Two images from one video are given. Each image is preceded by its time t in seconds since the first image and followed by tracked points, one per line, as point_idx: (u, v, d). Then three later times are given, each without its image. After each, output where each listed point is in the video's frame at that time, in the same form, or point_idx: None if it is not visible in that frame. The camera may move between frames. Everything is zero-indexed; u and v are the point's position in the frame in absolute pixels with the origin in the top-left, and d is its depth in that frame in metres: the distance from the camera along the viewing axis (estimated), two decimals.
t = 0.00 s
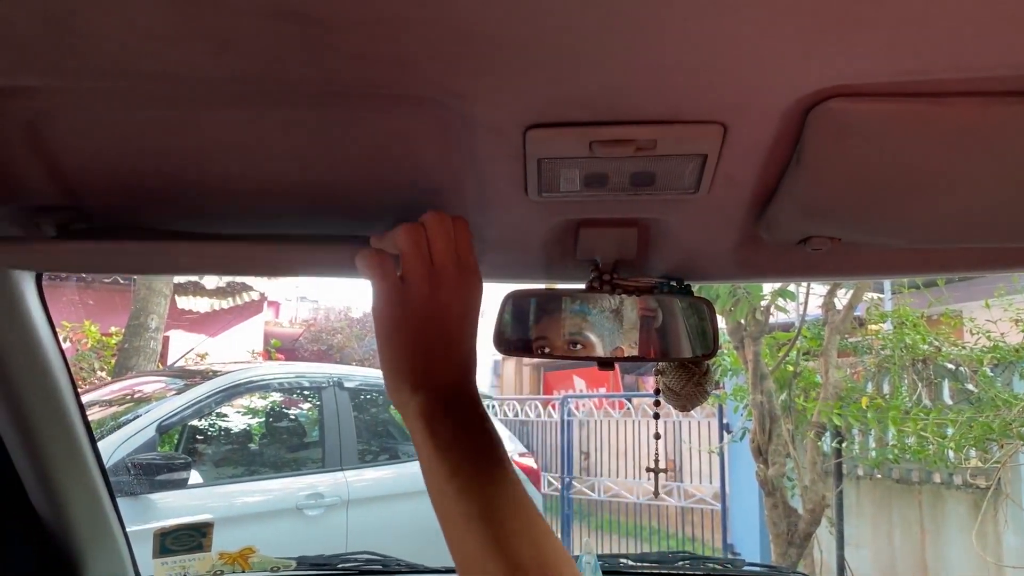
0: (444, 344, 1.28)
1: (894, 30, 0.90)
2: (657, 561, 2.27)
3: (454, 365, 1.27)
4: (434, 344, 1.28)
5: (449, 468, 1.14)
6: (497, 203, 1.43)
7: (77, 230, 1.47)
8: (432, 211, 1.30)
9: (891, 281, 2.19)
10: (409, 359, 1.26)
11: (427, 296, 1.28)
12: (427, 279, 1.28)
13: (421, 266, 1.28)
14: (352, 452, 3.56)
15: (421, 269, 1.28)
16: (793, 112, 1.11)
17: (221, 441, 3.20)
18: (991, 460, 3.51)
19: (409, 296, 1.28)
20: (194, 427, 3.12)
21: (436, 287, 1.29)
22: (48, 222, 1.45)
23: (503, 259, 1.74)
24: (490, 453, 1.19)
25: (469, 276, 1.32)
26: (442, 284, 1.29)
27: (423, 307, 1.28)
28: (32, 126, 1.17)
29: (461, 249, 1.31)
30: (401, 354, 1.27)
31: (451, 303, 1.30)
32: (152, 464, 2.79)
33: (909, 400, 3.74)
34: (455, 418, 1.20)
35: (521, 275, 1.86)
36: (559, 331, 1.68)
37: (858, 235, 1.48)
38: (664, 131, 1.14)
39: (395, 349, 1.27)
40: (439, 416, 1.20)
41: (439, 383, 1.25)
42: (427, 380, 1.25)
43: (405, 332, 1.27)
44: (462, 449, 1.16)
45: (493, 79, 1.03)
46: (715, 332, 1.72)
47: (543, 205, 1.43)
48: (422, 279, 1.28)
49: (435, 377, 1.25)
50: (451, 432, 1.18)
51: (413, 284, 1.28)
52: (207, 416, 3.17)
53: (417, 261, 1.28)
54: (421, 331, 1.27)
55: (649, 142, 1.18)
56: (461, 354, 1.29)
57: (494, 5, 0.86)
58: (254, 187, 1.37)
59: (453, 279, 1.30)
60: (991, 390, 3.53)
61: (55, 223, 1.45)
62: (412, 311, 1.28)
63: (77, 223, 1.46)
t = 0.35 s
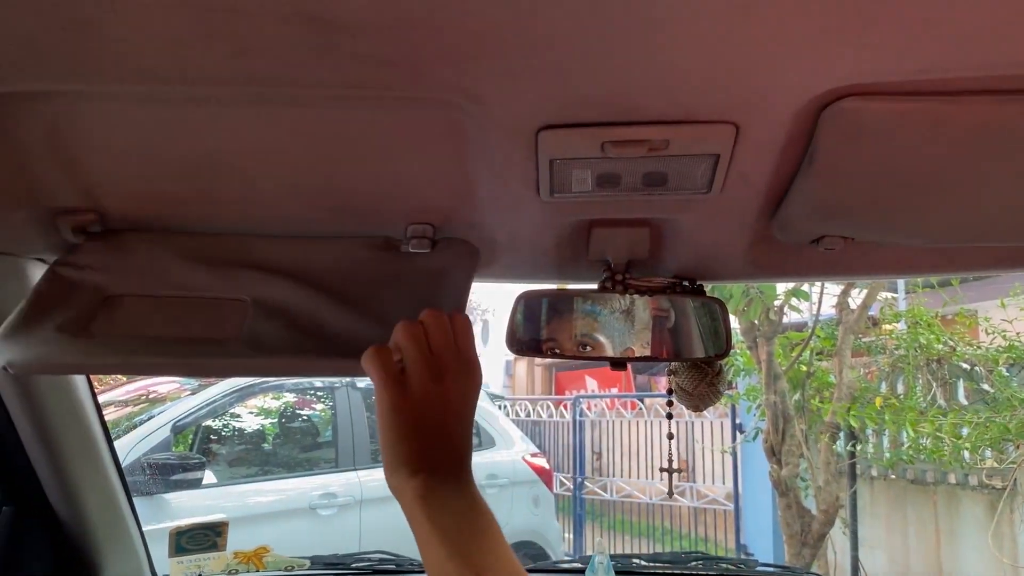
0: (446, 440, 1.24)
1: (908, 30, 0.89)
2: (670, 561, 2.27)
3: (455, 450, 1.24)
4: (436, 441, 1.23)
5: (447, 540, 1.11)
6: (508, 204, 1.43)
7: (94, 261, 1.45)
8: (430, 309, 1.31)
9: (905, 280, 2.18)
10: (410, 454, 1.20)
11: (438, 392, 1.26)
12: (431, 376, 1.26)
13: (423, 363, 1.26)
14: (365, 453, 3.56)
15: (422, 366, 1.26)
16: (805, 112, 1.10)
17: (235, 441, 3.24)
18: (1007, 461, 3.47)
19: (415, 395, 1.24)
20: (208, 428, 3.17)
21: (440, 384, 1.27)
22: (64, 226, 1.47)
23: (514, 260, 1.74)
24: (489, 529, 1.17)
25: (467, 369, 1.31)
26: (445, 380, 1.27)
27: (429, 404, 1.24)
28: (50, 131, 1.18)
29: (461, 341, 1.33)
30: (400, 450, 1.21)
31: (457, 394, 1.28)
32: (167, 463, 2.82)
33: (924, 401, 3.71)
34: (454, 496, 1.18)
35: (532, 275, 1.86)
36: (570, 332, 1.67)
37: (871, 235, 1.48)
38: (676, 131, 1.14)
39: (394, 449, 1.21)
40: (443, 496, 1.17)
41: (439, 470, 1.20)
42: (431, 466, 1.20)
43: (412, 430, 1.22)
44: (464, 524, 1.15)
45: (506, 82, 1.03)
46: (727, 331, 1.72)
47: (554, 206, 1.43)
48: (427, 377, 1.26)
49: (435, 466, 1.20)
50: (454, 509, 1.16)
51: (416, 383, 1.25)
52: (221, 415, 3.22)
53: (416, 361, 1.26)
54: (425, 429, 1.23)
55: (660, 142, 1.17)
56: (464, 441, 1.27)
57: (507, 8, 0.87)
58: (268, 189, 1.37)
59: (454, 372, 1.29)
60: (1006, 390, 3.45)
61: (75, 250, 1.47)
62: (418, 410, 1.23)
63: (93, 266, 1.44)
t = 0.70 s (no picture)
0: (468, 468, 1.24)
1: (922, 26, 0.89)
2: (684, 561, 2.26)
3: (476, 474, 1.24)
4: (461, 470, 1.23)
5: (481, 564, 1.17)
6: (520, 204, 1.43)
7: (112, 266, 1.46)
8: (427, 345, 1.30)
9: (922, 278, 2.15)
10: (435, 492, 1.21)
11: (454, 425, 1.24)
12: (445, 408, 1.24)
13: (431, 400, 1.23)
14: (379, 452, 3.58)
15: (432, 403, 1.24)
16: (819, 110, 1.10)
17: (251, 441, 3.23)
18: None
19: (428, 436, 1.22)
20: (223, 428, 3.17)
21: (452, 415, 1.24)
22: (83, 227, 1.49)
23: (528, 260, 1.74)
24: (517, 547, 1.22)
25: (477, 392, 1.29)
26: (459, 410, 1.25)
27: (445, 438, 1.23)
28: (67, 135, 1.20)
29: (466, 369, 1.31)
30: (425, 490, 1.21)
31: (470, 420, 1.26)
32: (183, 463, 2.83)
33: (941, 401, 3.67)
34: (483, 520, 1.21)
35: (545, 275, 1.86)
36: (582, 332, 1.66)
37: (886, 234, 1.47)
38: (690, 130, 1.14)
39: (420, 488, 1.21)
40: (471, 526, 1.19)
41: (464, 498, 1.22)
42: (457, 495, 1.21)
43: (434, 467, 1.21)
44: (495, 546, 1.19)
45: (517, 82, 1.03)
46: (742, 330, 1.70)
47: (567, 206, 1.43)
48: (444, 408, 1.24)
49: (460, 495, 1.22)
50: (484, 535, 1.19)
51: (427, 419, 1.23)
52: (236, 417, 3.21)
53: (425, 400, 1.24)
54: (447, 464, 1.22)
55: (673, 141, 1.17)
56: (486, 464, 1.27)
57: (518, 9, 0.87)
58: (282, 190, 1.38)
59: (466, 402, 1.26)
60: None
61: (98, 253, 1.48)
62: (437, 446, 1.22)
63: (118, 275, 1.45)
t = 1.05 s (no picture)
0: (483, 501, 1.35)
1: (936, 24, 0.88)
2: (696, 561, 2.26)
3: (491, 507, 1.35)
4: (476, 502, 1.34)
5: None
6: (531, 204, 1.43)
7: (123, 269, 1.46)
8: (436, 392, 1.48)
9: (936, 277, 2.13)
10: (453, 524, 1.31)
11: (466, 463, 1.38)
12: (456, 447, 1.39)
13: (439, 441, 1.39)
14: (389, 453, 3.58)
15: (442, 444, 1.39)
16: (831, 109, 1.09)
17: (263, 441, 3.19)
18: None
19: (442, 472, 1.36)
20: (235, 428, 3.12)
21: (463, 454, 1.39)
22: (97, 227, 1.50)
23: (538, 260, 1.74)
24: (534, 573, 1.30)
25: (485, 434, 1.44)
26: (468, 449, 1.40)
27: (458, 473, 1.36)
28: (82, 137, 1.21)
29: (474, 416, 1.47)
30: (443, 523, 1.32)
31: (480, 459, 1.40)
32: (196, 463, 2.86)
33: (955, 401, 3.64)
34: (500, 547, 1.30)
35: (556, 275, 1.86)
36: (589, 332, 1.66)
37: (898, 233, 1.46)
38: (700, 129, 1.13)
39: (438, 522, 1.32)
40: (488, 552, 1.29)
41: (481, 526, 1.32)
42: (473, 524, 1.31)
43: (449, 500, 1.33)
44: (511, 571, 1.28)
45: (528, 82, 1.03)
46: (754, 330, 1.70)
47: (578, 205, 1.43)
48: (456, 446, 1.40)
49: (477, 525, 1.32)
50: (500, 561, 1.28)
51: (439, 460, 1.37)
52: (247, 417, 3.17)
53: (435, 442, 1.40)
54: (461, 497, 1.34)
55: (684, 140, 1.17)
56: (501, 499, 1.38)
57: (530, 9, 0.87)
58: (294, 191, 1.39)
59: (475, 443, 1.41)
60: None
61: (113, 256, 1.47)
62: (451, 481, 1.35)
63: (135, 283, 1.45)
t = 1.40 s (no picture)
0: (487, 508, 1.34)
1: (946, 22, 0.88)
2: (705, 561, 2.26)
3: (496, 513, 1.34)
4: (479, 508, 1.34)
5: None
6: (540, 204, 1.44)
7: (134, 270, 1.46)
8: (431, 408, 1.51)
9: (946, 276, 2.13)
10: (458, 531, 1.31)
11: (466, 475, 1.39)
12: (455, 460, 1.41)
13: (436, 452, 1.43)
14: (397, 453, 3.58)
15: (441, 460, 1.42)
16: (841, 108, 1.09)
17: (270, 442, 3.17)
18: None
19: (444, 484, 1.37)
20: (243, 428, 3.13)
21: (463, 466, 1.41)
22: (108, 228, 1.51)
23: (547, 260, 1.74)
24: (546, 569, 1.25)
25: (484, 451, 1.46)
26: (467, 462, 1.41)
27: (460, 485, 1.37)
28: (95, 139, 1.22)
29: (473, 435, 1.49)
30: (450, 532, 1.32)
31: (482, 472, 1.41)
32: (205, 463, 2.87)
33: (964, 401, 3.62)
34: (506, 547, 1.28)
35: (565, 275, 1.86)
36: (596, 332, 1.66)
37: (908, 233, 1.46)
38: (709, 128, 1.14)
39: (445, 532, 1.32)
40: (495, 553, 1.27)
41: (486, 531, 1.31)
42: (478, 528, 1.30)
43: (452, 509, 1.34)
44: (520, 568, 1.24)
45: (538, 82, 1.04)
46: (763, 330, 1.70)
47: (587, 205, 1.43)
48: (456, 460, 1.41)
49: (481, 529, 1.30)
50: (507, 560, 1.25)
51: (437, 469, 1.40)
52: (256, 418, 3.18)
53: (435, 458, 1.42)
54: (466, 506, 1.34)
55: (694, 139, 1.17)
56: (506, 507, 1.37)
57: (540, 9, 0.87)
58: (304, 191, 1.40)
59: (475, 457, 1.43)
60: None
61: (124, 257, 1.48)
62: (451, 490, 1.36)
63: (148, 283, 1.46)
